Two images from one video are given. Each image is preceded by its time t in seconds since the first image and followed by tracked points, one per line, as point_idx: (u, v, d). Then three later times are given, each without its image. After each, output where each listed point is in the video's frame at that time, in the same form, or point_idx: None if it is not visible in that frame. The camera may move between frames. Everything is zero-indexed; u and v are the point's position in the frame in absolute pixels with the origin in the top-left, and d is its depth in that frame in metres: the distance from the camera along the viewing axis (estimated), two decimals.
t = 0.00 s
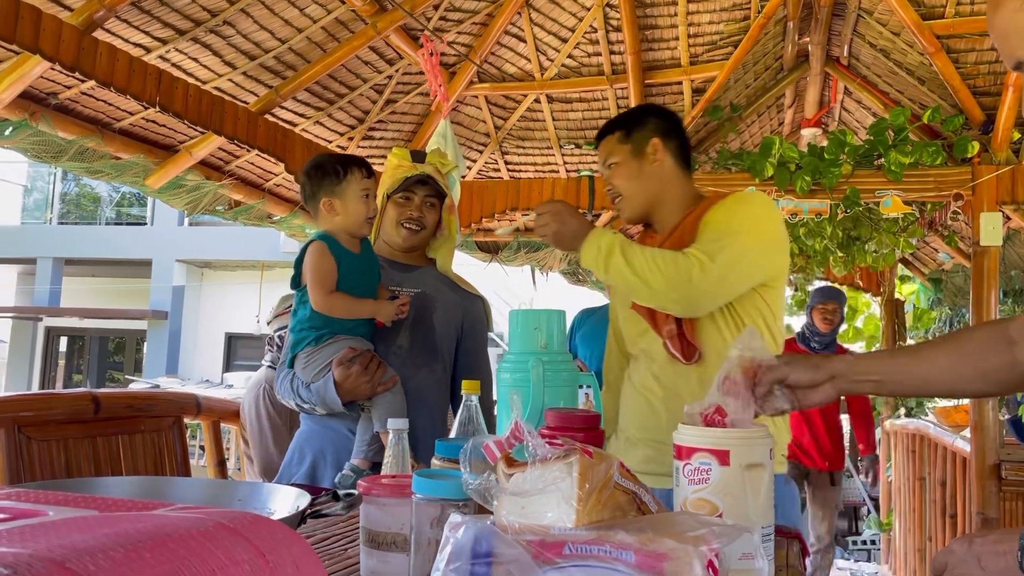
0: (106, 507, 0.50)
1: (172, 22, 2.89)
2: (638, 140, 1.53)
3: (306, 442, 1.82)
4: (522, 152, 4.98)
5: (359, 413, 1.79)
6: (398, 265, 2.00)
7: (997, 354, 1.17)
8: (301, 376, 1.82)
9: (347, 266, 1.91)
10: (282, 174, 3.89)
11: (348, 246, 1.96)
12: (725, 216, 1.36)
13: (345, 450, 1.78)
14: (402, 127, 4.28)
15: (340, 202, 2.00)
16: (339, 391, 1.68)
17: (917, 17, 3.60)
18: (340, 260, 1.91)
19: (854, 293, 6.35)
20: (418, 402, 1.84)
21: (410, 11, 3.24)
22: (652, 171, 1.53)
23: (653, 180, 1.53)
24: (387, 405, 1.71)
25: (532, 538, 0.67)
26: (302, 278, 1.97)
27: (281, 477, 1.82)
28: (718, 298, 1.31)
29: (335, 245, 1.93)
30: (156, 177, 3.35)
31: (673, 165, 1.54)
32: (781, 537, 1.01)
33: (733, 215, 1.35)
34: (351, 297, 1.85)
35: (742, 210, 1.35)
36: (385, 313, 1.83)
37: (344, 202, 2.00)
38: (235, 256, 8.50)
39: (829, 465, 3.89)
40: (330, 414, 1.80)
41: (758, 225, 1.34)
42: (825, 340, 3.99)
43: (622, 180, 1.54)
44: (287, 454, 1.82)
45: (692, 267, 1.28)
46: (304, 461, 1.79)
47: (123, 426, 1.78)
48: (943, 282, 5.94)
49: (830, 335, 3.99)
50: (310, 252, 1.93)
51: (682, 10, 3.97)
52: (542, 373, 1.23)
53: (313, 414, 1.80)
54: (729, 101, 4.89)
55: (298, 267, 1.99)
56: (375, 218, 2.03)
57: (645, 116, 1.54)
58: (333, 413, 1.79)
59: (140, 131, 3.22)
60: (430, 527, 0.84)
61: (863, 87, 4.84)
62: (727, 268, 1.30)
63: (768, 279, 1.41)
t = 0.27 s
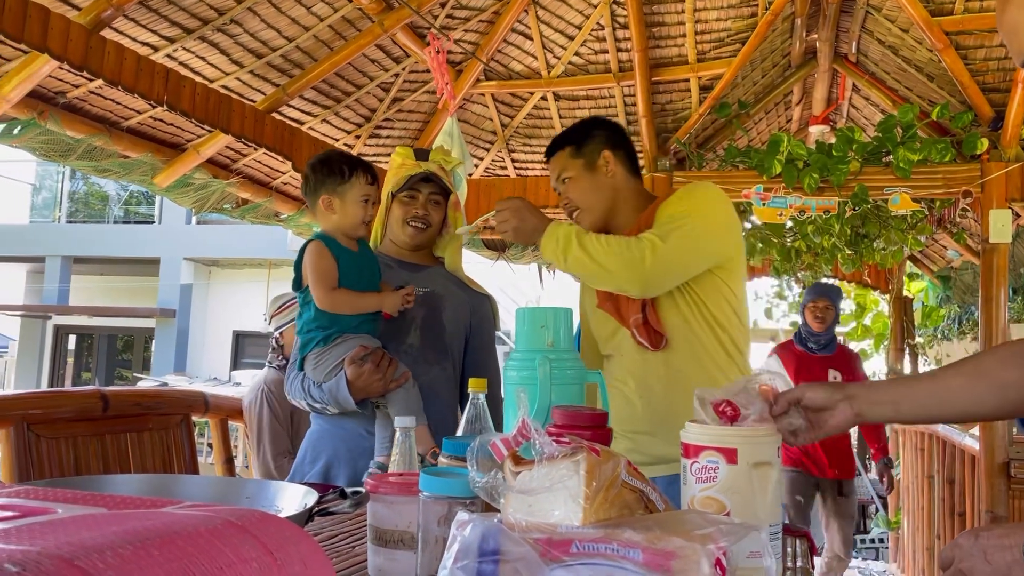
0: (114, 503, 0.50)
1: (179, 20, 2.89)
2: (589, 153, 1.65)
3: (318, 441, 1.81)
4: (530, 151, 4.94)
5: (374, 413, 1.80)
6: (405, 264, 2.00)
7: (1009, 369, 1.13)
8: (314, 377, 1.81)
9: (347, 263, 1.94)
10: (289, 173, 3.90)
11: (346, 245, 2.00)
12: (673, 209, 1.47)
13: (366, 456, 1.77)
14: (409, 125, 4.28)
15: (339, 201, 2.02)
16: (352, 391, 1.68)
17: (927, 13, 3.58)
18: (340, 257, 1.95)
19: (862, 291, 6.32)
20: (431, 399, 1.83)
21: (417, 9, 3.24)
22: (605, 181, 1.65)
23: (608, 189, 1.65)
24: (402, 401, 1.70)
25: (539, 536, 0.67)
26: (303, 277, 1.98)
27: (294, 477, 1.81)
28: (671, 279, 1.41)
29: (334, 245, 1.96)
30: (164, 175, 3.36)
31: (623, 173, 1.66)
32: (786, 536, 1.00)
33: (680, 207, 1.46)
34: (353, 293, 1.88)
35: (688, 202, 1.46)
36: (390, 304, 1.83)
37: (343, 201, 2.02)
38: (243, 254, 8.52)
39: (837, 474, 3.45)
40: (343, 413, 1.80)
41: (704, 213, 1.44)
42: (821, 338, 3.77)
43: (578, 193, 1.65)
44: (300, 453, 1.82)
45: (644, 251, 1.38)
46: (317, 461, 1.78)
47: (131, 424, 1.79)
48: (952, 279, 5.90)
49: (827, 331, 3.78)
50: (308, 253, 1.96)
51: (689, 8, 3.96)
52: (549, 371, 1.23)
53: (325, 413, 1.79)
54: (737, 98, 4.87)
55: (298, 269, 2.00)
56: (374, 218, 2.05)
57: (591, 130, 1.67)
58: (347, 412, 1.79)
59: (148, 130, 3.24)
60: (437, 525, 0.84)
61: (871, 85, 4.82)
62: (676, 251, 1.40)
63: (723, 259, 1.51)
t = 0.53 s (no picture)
0: (123, 501, 0.51)
1: (186, 20, 2.90)
2: (567, 159, 1.71)
3: (316, 438, 1.81)
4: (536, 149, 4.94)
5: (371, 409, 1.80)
6: (410, 263, 1.99)
7: (1017, 381, 1.12)
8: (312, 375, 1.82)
9: (345, 261, 1.96)
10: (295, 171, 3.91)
11: (347, 243, 2.01)
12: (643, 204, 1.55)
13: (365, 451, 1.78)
14: (416, 123, 4.28)
15: (343, 200, 2.02)
16: (347, 386, 1.70)
17: (934, 10, 3.56)
18: (338, 254, 1.96)
19: (869, 289, 6.30)
20: (429, 398, 1.83)
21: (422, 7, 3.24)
22: (583, 185, 1.70)
23: (586, 193, 1.71)
24: (398, 399, 1.72)
25: (546, 533, 0.68)
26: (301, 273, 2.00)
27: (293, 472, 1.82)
28: (644, 265, 1.48)
29: (335, 242, 1.97)
30: (171, 174, 3.37)
31: (601, 177, 1.72)
32: (793, 534, 1.00)
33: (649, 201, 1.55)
34: (349, 290, 1.90)
35: (656, 197, 1.55)
36: (385, 305, 1.84)
37: (347, 201, 2.02)
38: (250, 253, 8.54)
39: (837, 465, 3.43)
40: (340, 409, 1.81)
41: (672, 204, 1.53)
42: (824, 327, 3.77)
43: (557, 197, 1.72)
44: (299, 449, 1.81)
45: (618, 239, 1.44)
46: (315, 457, 1.78)
47: (140, 422, 1.80)
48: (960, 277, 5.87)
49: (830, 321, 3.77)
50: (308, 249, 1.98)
51: (695, 5, 3.95)
52: (555, 369, 1.23)
53: (324, 409, 1.80)
54: (743, 95, 4.85)
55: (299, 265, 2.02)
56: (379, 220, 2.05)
57: (568, 137, 1.73)
58: (343, 408, 1.80)
59: (156, 129, 3.25)
60: (444, 523, 0.85)
61: (879, 82, 4.80)
62: (648, 240, 1.47)
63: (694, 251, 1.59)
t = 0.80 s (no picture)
0: (130, 499, 0.51)
1: (192, 19, 2.91)
2: (555, 162, 1.70)
3: (314, 435, 1.82)
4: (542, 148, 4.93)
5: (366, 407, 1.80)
6: (415, 263, 1.98)
7: None
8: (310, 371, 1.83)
9: (351, 260, 1.95)
10: (301, 170, 3.91)
11: (357, 243, 1.99)
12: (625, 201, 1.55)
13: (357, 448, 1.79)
14: (421, 122, 4.28)
15: (355, 199, 2.01)
16: (341, 383, 1.70)
17: (941, 8, 3.54)
18: (345, 252, 1.95)
19: (876, 287, 6.27)
20: (428, 398, 1.83)
21: (428, 7, 3.24)
22: (570, 188, 1.69)
23: (573, 196, 1.70)
24: (391, 398, 1.71)
25: (552, 532, 0.68)
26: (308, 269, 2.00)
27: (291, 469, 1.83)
28: (626, 260, 1.47)
29: (342, 241, 1.97)
30: (178, 174, 3.37)
31: (588, 180, 1.71)
32: (799, 533, 1.00)
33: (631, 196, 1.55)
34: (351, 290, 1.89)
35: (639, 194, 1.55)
36: (385, 307, 1.84)
37: (358, 199, 2.01)
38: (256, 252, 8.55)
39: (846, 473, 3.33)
40: (337, 406, 1.81)
41: (654, 200, 1.53)
42: (841, 332, 3.46)
43: (545, 200, 1.70)
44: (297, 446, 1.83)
45: (598, 232, 1.44)
46: (312, 453, 1.80)
47: (147, 421, 1.81)
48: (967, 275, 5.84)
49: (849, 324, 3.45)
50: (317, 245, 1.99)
51: (701, 4, 3.94)
52: (561, 368, 1.23)
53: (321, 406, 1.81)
54: (749, 94, 4.84)
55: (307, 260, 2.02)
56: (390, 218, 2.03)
57: (553, 142, 1.73)
58: (339, 405, 1.80)
59: (163, 128, 3.26)
60: (450, 522, 0.85)
61: (885, 80, 4.78)
62: (630, 234, 1.47)
63: (678, 247, 1.59)
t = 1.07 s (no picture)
0: (134, 499, 0.51)
1: (198, 18, 2.92)
2: (545, 164, 1.70)
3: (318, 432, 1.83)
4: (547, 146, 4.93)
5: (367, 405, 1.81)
6: (420, 262, 1.98)
7: None
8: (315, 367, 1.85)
9: (366, 258, 1.96)
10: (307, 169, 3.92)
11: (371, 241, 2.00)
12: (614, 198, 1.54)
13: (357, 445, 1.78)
14: (427, 121, 4.28)
15: (370, 194, 1.99)
16: (346, 379, 1.71)
17: (949, 5, 3.52)
18: (360, 250, 1.96)
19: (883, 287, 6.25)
20: (429, 397, 1.84)
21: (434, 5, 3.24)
22: (561, 188, 1.69)
23: (563, 196, 1.70)
24: (392, 398, 1.72)
25: (557, 532, 0.67)
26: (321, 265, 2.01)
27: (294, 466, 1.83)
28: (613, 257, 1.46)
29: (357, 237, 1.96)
30: (184, 173, 3.38)
31: (579, 180, 1.71)
32: (806, 533, 1.00)
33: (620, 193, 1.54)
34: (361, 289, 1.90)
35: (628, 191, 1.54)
36: (395, 309, 1.86)
37: (374, 193, 1.98)
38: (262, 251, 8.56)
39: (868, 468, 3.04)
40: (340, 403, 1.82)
41: (642, 197, 1.52)
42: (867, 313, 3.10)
43: (536, 202, 1.71)
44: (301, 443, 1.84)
45: (584, 230, 1.43)
46: (316, 451, 1.81)
47: (153, 419, 1.82)
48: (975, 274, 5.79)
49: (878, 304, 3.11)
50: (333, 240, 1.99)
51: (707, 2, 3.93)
52: (566, 367, 1.23)
53: (324, 402, 1.82)
54: (756, 92, 4.81)
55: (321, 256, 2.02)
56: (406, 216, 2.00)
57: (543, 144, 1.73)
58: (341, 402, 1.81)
59: (169, 127, 3.26)
60: (455, 521, 0.85)
61: (892, 78, 4.76)
62: (616, 231, 1.46)
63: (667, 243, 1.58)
